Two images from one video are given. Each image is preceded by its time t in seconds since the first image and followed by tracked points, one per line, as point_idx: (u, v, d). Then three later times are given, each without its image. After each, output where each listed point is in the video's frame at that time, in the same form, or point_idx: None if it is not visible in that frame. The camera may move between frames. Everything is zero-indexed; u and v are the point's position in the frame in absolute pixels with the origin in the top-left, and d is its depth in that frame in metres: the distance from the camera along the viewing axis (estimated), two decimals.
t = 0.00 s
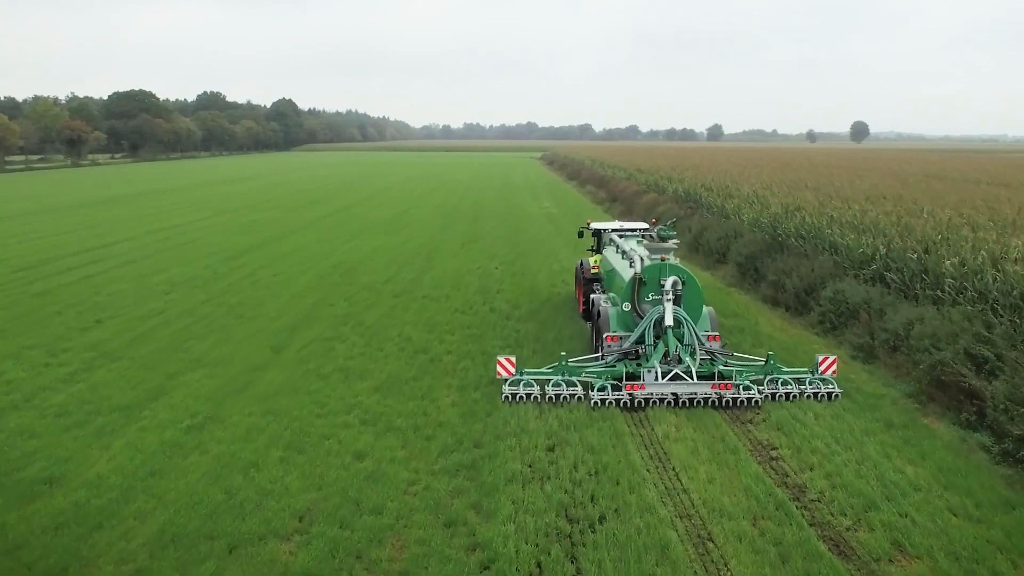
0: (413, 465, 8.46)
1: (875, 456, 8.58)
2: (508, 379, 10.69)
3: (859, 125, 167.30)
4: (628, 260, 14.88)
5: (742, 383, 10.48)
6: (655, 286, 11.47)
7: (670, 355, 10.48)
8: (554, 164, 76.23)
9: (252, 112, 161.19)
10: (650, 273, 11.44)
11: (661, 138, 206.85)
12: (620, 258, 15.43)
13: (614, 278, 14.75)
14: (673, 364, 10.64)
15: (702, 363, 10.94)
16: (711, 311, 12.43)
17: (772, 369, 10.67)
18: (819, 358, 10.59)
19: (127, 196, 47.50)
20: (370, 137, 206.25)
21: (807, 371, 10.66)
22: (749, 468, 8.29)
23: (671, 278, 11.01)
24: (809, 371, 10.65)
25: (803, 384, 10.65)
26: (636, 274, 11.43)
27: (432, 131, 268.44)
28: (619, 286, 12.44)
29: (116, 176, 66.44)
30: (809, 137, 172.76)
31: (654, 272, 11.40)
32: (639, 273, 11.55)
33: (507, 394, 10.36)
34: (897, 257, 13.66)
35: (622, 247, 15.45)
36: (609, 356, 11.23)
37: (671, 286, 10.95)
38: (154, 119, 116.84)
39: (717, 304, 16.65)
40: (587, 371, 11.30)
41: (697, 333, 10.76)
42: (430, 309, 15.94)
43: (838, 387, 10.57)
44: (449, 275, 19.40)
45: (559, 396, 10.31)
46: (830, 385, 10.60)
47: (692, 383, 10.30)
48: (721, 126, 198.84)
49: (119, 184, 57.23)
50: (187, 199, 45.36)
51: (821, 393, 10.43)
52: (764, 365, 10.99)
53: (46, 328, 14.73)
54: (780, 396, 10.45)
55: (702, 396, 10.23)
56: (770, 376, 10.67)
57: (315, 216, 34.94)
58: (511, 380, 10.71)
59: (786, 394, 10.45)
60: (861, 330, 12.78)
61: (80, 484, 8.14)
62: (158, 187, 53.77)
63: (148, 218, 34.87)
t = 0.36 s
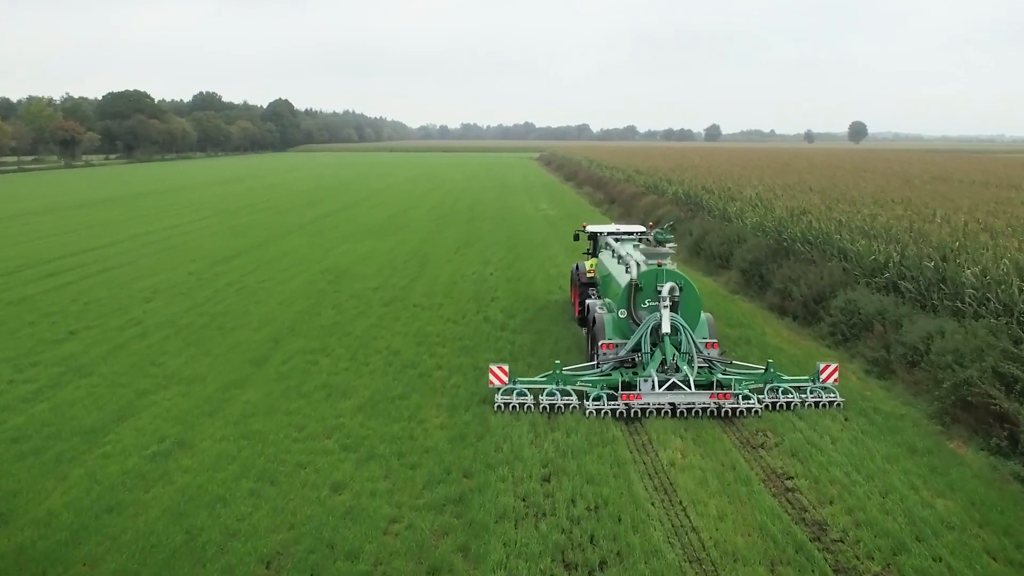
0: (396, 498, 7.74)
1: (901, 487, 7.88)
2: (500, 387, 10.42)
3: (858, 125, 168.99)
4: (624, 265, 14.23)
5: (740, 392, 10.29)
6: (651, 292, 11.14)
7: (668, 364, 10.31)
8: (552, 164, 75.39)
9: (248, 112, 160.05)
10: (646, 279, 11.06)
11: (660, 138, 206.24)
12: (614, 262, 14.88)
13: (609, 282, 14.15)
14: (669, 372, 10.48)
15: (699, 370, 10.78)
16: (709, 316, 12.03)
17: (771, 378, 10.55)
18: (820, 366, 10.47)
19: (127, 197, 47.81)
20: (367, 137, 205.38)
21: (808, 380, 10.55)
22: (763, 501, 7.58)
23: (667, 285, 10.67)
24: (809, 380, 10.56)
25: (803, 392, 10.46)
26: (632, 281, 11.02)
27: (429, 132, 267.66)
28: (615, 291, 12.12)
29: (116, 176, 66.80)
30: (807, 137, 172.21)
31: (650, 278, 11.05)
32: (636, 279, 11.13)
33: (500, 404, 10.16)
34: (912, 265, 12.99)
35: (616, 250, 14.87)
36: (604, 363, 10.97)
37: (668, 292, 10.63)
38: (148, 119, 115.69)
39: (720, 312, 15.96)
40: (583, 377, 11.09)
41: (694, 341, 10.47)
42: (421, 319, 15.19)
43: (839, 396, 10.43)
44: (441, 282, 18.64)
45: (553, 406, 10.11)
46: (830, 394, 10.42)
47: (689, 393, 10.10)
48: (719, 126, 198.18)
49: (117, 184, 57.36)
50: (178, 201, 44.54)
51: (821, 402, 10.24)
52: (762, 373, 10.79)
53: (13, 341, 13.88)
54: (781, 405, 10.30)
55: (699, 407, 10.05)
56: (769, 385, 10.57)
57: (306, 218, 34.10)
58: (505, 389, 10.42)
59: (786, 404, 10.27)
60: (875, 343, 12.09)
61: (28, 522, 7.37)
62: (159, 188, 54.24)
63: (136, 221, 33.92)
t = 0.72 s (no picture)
0: (375, 539, 6.99)
1: (934, 526, 7.13)
2: (492, 398, 10.02)
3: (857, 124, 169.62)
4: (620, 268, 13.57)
5: (741, 402, 9.93)
6: (649, 298, 10.86)
7: (665, 373, 9.90)
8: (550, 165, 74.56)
9: (245, 113, 159.22)
10: (643, 285, 10.77)
11: (659, 138, 205.48)
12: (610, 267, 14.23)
13: (607, 287, 13.76)
14: (667, 381, 10.08)
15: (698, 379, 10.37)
16: (708, 323, 11.73)
17: (773, 387, 10.11)
18: (823, 374, 10.06)
19: (125, 198, 47.73)
20: (364, 138, 204.77)
21: (811, 389, 10.13)
22: (782, 544, 6.82)
23: (666, 290, 10.36)
24: (811, 389, 10.13)
25: (805, 402, 10.12)
26: (628, 286, 10.71)
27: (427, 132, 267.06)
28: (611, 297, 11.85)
29: (114, 177, 66.89)
30: (807, 137, 171.51)
31: (648, 284, 10.76)
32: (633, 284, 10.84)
33: (493, 414, 9.79)
34: (931, 275, 12.29)
35: (612, 254, 14.23)
36: (599, 371, 10.51)
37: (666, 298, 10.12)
38: (144, 119, 114.85)
39: (725, 321, 15.26)
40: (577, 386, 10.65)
41: (693, 348, 10.13)
42: (411, 330, 14.43)
43: (843, 406, 10.02)
44: (434, 290, 17.89)
45: (548, 416, 9.74)
46: (833, 403, 10.08)
47: (688, 402, 9.72)
48: (717, 126, 197.43)
49: (115, 185, 57.29)
50: (170, 204, 43.87)
51: (824, 412, 9.89)
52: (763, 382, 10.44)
53: None
54: (782, 415, 9.90)
55: (698, 416, 9.67)
56: (771, 394, 10.13)
57: (299, 222, 33.34)
58: (497, 399, 10.02)
59: (788, 413, 9.91)
60: (894, 358, 11.38)
61: None
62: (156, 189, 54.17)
63: (124, 224, 33.12)
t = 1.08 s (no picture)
0: None
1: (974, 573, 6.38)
2: (484, 407, 9.74)
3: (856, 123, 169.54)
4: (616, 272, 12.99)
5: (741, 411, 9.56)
6: (646, 303, 10.34)
7: (663, 381, 9.53)
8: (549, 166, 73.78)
9: (242, 113, 158.33)
10: (640, 290, 10.27)
11: (658, 138, 204.97)
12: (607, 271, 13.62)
13: (602, 292, 13.24)
14: (665, 390, 9.70)
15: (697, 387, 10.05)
16: (706, 329, 11.30)
17: (775, 395, 9.77)
18: (825, 382, 9.77)
19: (120, 197, 47.38)
20: (363, 138, 204.10)
21: (812, 398, 9.82)
22: None
23: (663, 296, 9.89)
24: (813, 397, 9.81)
25: (808, 411, 9.76)
26: (625, 292, 10.26)
27: (425, 132, 266.44)
28: (607, 301, 11.40)
29: (112, 176, 66.61)
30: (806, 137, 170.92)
31: (645, 289, 10.24)
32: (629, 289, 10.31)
33: (484, 424, 9.46)
34: (953, 284, 11.56)
35: (608, 257, 13.70)
36: (596, 379, 10.24)
37: (663, 304, 9.92)
38: (139, 119, 113.90)
39: (730, 330, 14.55)
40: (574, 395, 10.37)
41: (690, 356, 9.80)
42: (400, 341, 13.68)
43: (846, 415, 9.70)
44: (426, 296, 17.14)
45: (541, 426, 9.39)
46: (837, 412, 9.72)
47: (687, 412, 9.34)
48: (717, 126, 196.78)
49: (114, 185, 57.14)
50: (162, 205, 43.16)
51: (827, 421, 9.54)
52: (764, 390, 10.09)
53: None
54: (784, 424, 9.53)
55: (697, 426, 9.28)
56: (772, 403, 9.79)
57: (291, 224, 32.56)
58: (489, 408, 9.75)
59: (789, 423, 9.54)
60: (915, 374, 10.63)
61: None
62: (152, 189, 53.79)
63: (112, 226, 32.28)
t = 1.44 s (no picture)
0: None
1: None
2: (476, 416, 9.47)
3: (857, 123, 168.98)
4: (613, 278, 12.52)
5: (741, 422, 9.28)
6: (643, 310, 10.23)
7: (660, 391, 9.30)
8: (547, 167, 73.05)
9: (239, 113, 157.55)
10: (637, 296, 10.17)
11: (658, 139, 204.16)
12: (603, 275, 13.11)
13: (598, 296, 12.70)
14: (662, 399, 9.44)
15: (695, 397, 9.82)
16: (706, 336, 11.06)
17: (775, 405, 9.51)
18: (829, 391, 9.56)
19: (115, 198, 46.73)
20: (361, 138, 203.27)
21: (815, 407, 9.60)
22: None
23: (661, 302, 9.75)
24: (816, 406, 9.58)
25: (809, 421, 9.50)
26: (621, 298, 10.14)
27: (424, 132, 265.68)
28: (604, 307, 11.30)
29: (109, 177, 66.07)
30: (806, 137, 170.39)
31: (641, 295, 10.15)
32: (625, 296, 10.18)
33: (476, 435, 9.19)
34: (979, 295, 10.83)
35: (603, 261, 13.28)
36: (592, 388, 10.01)
37: (661, 311, 9.74)
38: (135, 119, 113.03)
39: (737, 340, 13.83)
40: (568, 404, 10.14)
41: (689, 364, 9.63)
42: (388, 353, 12.91)
43: (849, 424, 9.48)
44: (418, 304, 16.41)
45: (534, 436, 9.13)
46: (839, 422, 9.46)
47: (685, 423, 9.07)
48: (716, 127, 195.97)
49: (113, 185, 56.88)
50: (154, 206, 42.36)
51: (828, 432, 9.29)
52: (764, 399, 9.83)
53: None
54: (785, 435, 9.28)
55: (696, 438, 9.02)
56: (773, 412, 9.53)
57: (282, 227, 31.77)
58: (480, 418, 9.46)
59: (790, 434, 9.28)
60: (939, 392, 9.89)
61: None
62: (147, 190, 53.25)
63: (98, 229, 31.34)
